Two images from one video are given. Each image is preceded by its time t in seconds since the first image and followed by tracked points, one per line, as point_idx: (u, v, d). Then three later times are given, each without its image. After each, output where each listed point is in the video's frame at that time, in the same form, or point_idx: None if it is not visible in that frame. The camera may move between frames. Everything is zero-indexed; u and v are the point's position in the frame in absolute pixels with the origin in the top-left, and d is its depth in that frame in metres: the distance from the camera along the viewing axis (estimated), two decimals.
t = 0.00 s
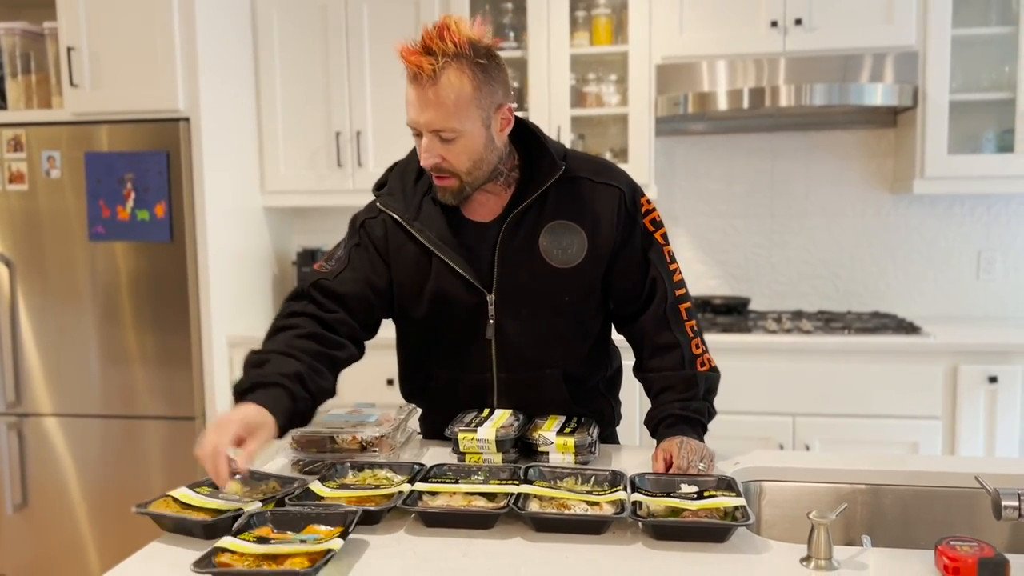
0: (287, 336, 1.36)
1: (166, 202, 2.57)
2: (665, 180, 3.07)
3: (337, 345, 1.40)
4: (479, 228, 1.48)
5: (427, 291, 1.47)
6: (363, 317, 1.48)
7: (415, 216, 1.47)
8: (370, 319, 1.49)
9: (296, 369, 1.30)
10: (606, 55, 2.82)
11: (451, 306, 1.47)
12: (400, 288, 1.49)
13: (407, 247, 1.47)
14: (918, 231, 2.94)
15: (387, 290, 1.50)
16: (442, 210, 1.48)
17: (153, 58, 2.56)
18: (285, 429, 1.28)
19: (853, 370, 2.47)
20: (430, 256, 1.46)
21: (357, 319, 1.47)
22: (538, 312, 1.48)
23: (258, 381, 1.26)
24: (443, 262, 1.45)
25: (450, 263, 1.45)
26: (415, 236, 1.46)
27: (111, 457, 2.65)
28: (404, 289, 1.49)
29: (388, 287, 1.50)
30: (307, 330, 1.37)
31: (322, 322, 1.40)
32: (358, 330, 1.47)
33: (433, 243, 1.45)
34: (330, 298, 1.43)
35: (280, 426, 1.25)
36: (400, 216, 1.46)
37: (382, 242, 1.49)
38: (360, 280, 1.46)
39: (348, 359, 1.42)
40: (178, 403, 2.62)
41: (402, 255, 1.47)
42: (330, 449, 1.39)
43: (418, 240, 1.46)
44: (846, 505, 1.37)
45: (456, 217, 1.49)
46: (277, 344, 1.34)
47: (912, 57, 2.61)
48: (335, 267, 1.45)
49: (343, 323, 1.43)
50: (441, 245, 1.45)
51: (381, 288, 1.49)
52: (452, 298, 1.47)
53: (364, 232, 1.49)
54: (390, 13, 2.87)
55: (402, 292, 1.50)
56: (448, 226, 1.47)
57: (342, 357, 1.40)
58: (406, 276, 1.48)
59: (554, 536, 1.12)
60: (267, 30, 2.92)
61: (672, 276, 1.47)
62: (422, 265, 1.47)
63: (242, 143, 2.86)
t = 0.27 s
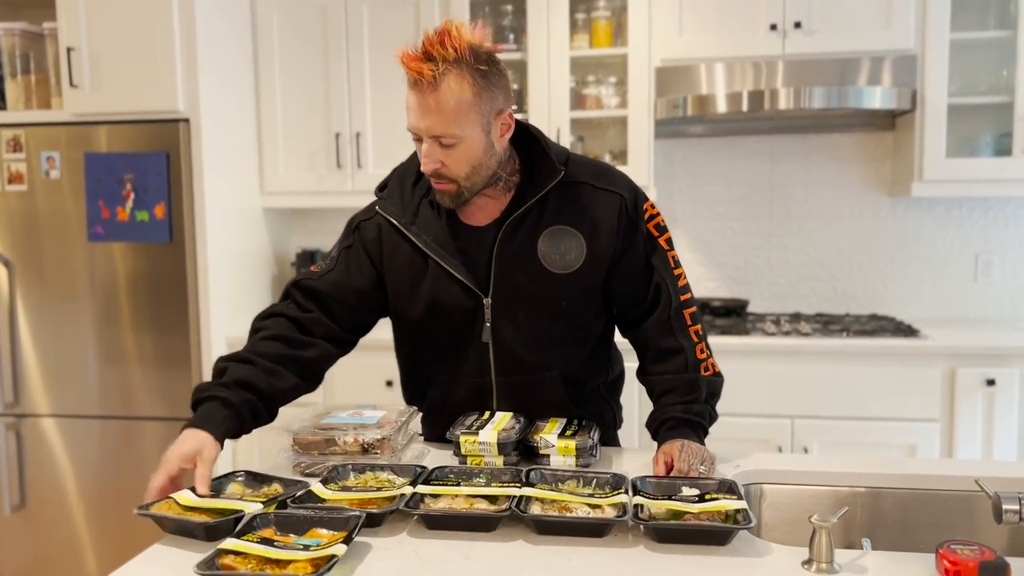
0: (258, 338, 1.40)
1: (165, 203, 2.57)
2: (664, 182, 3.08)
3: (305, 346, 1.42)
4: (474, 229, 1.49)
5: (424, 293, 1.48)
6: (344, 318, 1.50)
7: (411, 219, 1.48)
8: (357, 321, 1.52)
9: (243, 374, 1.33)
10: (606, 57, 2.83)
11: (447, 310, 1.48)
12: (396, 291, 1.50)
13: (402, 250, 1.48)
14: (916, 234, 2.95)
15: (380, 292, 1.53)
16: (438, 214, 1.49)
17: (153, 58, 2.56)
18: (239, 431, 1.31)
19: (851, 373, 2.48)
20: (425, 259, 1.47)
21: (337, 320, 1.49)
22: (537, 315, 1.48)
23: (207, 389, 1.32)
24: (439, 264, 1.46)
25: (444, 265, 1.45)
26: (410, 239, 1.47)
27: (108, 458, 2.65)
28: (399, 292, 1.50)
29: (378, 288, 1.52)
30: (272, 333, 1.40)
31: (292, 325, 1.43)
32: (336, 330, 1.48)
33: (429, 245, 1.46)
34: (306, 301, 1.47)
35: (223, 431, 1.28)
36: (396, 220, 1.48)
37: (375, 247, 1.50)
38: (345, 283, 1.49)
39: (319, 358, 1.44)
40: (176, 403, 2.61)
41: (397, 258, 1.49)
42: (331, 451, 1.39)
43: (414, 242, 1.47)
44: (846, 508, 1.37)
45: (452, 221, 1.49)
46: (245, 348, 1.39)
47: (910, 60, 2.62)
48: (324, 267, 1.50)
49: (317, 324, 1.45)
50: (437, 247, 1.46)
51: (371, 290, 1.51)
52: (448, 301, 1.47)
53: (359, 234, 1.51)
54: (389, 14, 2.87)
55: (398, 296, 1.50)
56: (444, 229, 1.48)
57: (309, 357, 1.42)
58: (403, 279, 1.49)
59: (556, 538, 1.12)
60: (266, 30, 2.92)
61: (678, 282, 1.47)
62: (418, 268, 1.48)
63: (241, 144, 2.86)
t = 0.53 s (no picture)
0: (262, 336, 1.44)
1: (163, 204, 2.57)
2: (661, 184, 3.08)
3: (308, 346, 1.46)
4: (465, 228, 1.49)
5: (419, 294, 1.49)
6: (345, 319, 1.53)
7: (406, 220, 1.49)
8: (358, 323, 1.54)
9: (251, 369, 1.37)
10: (603, 59, 2.83)
11: (442, 310, 1.48)
12: (392, 292, 1.51)
13: (397, 251, 1.49)
14: (912, 236, 2.96)
15: (376, 295, 1.54)
16: (432, 214, 1.49)
17: (150, 59, 2.56)
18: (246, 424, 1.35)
19: (847, 374, 2.48)
20: (420, 260, 1.48)
21: (337, 322, 1.52)
22: (530, 314, 1.48)
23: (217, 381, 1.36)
24: (434, 265, 1.47)
25: (439, 265, 1.46)
26: (405, 240, 1.48)
27: (105, 459, 2.64)
28: (394, 292, 1.51)
29: (376, 290, 1.54)
30: (277, 331, 1.44)
31: (295, 324, 1.47)
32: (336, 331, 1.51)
33: (424, 246, 1.46)
34: (306, 302, 1.50)
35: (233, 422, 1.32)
36: (391, 221, 1.49)
37: (371, 250, 1.52)
38: (342, 286, 1.51)
39: (320, 359, 1.47)
40: (172, 404, 2.61)
41: (393, 259, 1.50)
42: (329, 451, 1.40)
43: (408, 243, 1.48)
44: (842, 508, 1.37)
45: (444, 222, 1.50)
46: (251, 344, 1.43)
47: (906, 63, 2.63)
48: (322, 270, 1.52)
49: (317, 325, 1.49)
50: (432, 248, 1.46)
51: (370, 292, 1.53)
52: (443, 300, 1.48)
53: (356, 237, 1.53)
54: (387, 15, 2.87)
55: (394, 297, 1.51)
56: (437, 229, 1.48)
57: (310, 357, 1.46)
58: (398, 280, 1.50)
59: (554, 538, 1.12)
60: (264, 31, 2.92)
61: (672, 281, 1.47)
62: (413, 269, 1.49)
63: (239, 145, 2.86)
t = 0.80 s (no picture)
0: (264, 336, 1.45)
1: (159, 206, 2.57)
2: (657, 186, 3.09)
3: (309, 347, 1.47)
4: (462, 231, 1.50)
5: (414, 297, 1.49)
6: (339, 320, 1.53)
7: (402, 224, 1.49)
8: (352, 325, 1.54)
9: (257, 366, 1.39)
10: (600, 62, 2.84)
11: (437, 313, 1.49)
12: (387, 295, 1.51)
13: (393, 254, 1.50)
14: (907, 239, 2.97)
15: (372, 297, 1.54)
16: (426, 217, 1.50)
17: (146, 61, 2.56)
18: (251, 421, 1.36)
19: (843, 377, 2.49)
20: (415, 262, 1.49)
21: (334, 324, 1.52)
22: (525, 316, 1.48)
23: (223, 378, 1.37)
24: (428, 267, 1.47)
25: (434, 269, 1.46)
26: (401, 243, 1.49)
27: (100, 461, 2.64)
28: (390, 295, 1.51)
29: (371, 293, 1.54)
30: (279, 331, 1.45)
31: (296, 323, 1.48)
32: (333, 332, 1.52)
33: (419, 249, 1.47)
34: (306, 303, 1.50)
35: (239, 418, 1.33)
36: (387, 225, 1.49)
37: (366, 253, 1.53)
38: (338, 288, 1.51)
39: (320, 359, 1.48)
40: (168, 406, 2.61)
41: (389, 263, 1.50)
42: (326, 453, 1.40)
43: (404, 247, 1.49)
44: (838, 511, 1.38)
45: (440, 224, 1.51)
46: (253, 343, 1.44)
47: (901, 66, 2.64)
48: (320, 273, 1.52)
49: (318, 325, 1.50)
50: (427, 251, 1.47)
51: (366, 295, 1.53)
52: (438, 303, 1.48)
53: (352, 241, 1.54)
54: (384, 18, 2.88)
55: (390, 300, 1.51)
56: (431, 232, 1.49)
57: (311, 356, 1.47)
58: (394, 283, 1.50)
59: (552, 541, 1.13)
60: (261, 33, 2.92)
61: (666, 283, 1.47)
62: (408, 271, 1.49)
63: (235, 148, 2.86)
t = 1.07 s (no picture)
0: (253, 332, 1.44)
1: (155, 208, 2.56)
2: (653, 188, 3.10)
3: (298, 344, 1.46)
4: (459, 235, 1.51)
5: (408, 299, 1.49)
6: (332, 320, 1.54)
7: (397, 225, 1.49)
8: (345, 326, 1.55)
9: (246, 356, 1.37)
10: (596, 64, 2.84)
11: (431, 315, 1.49)
12: (381, 296, 1.51)
13: (387, 256, 1.50)
14: (902, 240, 2.98)
15: (365, 298, 1.55)
16: (422, 221, 1.51)
17: (142, 63, 2.56)
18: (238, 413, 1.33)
19: (838, 378, 2.50)
20: (410, 264, 1.49)
21: (324, 324, 1.53)
22: (520, 318, 1.48)
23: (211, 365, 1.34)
24: (423, 269, 1.47)
25: (428, 271, 1.46)
26: (395, 244, 1.48)
27: (96, 463, 2.63)
28: (384, 296, 1.51)
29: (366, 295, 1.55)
30: (268, 326, 1.45)
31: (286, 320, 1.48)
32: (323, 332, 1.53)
33: (413, 251, 1.47)
34: (296, 302, 1.50)
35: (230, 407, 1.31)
36: (381, 226, 1.49)
37: (360, 254, 1.53)
38: (332, 289, 1.51)
39: (308, 357, 1.47)
40: (164, 409, 2.60)
41: (383, 265, 1.50)
42: (323, 454, 1.40)
43: (398, 248, 1.49)
44: (832, 511, 1.38)
45: (433, 225, 1.52)
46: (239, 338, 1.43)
47: (897, 68, 2.65)
48: (312, 273, 1.52)
49: (308, 324, 1.49)
50: (422, 253, 1.47)
51: (359, 296, 1.54)
52: (432, 305, 1.48)
53: (345, 241, 1.53)
54: (380, 20, 2.88)
55: (384, 301, 1.51)
56: (426, 234, 1.50)
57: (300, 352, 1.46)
58: (388, 285, 1.50)
59: (548, 541, 1.13)
60: (257, 34, 2.92)
61: (657, 282, 1.47)
62: (403, 273, 1.49)
63: (231, 150, 2.86)
